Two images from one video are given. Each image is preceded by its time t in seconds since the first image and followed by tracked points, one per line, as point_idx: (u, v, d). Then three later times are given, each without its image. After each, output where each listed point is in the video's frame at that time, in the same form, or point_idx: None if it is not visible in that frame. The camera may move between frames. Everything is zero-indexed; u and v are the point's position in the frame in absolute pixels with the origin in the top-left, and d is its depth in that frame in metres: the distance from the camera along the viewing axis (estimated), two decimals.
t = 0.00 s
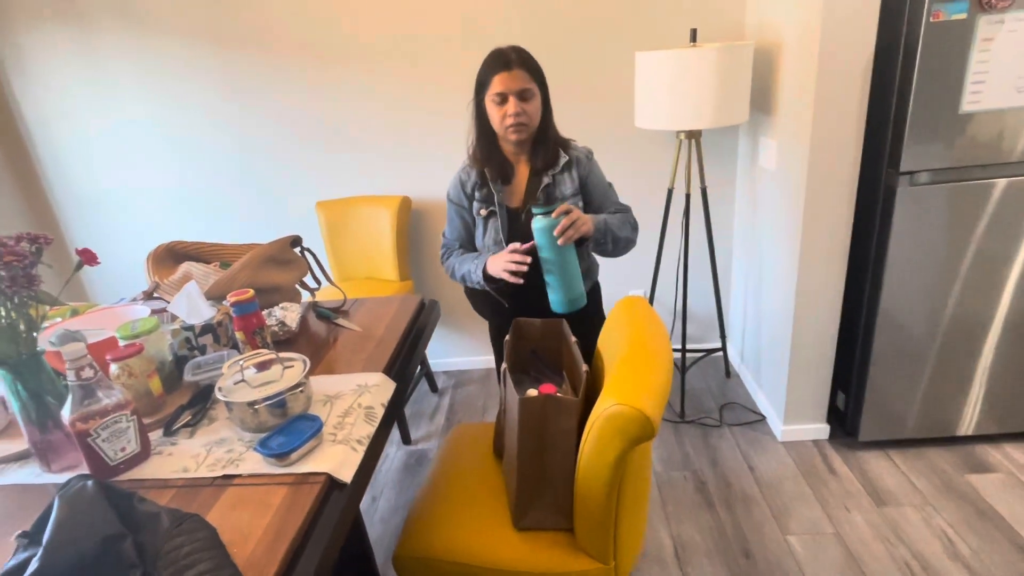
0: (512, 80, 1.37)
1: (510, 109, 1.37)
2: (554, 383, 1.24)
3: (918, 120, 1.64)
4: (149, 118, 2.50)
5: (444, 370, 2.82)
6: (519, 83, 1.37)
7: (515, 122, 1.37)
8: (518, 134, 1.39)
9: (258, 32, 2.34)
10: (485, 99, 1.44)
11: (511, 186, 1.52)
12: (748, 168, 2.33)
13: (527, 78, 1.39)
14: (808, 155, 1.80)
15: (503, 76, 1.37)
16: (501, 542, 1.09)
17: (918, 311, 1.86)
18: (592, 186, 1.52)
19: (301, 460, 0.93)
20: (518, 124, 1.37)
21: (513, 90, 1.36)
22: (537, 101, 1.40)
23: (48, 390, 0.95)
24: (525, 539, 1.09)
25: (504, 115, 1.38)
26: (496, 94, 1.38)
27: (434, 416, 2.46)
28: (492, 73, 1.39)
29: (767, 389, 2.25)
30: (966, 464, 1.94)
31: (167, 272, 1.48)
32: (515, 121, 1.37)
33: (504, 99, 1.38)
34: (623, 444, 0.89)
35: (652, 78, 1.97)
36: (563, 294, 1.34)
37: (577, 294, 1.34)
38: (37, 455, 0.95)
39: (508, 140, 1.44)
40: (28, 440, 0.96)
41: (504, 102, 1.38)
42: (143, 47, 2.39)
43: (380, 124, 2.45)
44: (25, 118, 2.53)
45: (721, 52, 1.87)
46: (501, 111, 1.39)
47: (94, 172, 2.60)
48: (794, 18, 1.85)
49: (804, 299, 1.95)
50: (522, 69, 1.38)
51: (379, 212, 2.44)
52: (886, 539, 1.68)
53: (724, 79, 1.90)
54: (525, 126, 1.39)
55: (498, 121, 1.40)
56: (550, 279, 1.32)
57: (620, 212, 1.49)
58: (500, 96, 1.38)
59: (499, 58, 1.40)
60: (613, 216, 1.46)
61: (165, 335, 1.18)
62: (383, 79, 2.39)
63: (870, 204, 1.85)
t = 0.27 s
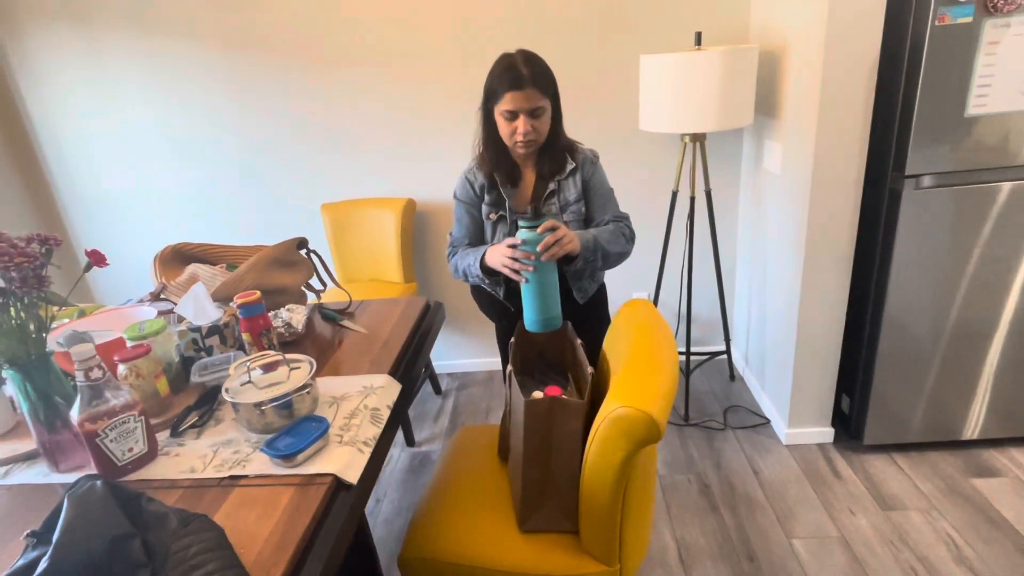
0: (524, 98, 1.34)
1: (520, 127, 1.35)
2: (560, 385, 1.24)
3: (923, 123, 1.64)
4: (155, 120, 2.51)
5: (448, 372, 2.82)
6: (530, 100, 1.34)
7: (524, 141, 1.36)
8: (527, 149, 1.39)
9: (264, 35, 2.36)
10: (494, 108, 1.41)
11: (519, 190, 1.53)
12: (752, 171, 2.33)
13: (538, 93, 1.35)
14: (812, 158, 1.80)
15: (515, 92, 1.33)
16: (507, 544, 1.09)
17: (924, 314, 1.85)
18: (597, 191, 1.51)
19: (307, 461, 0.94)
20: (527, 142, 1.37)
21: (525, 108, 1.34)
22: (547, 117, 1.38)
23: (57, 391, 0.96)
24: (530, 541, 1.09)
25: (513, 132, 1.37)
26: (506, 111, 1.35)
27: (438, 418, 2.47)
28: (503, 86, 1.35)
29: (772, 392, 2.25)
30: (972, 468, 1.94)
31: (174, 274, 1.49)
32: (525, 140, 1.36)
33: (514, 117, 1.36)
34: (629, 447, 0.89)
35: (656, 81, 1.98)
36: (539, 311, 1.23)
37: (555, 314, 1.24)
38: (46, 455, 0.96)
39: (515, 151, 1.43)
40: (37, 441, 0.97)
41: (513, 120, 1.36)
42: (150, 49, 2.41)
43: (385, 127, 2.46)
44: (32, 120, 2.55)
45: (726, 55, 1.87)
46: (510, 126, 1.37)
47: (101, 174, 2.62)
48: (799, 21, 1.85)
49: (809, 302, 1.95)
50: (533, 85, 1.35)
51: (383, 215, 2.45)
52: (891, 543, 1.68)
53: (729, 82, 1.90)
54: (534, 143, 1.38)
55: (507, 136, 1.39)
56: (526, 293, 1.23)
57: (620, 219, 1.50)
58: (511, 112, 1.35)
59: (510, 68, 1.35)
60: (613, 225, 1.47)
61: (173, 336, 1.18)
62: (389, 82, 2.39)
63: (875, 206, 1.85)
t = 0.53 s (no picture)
0: (526, 104, 1.29)
1: (522, 134, 1.32)
2: (555, 382, 1.25)
3: (920, 118, 1.64)
4: (151, 117, 2.50)
5: (445, 369, 2.82)
6: (533, 106, 1.30)
7: (526, 147, 1.33)
8: (529, 154, 1.37)
9: (259, 31, 2.34)
10: (495, 109, 1.36)
11: (519, 193, 1.51)
12: (750, 166, 2.33)
13: (541, 98, 1.30)
14: (809, 153, 1.80)
15: (517, 99, 1.28)
16: (503, 540, 1.09)
17: (921, 309, 1.85)
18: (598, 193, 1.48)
19: (302, 458, 0.93)
20: (529, 149, 1.34)
21: (527, 115, 1.30)
22: (551, 120, 1.34)
23: (51, 388, 0.95)
24: (527, 537, 1.09)
25: (515, 137, 1.33)
26: (507, 116, 1.31)
27: (436, 415, 2.47)
28: (505, 91, 1.29)
29: (769, 387, 2.25)
30: (968, 463, 1.94)
31: (169, 271, 1.48)
32: (527, 147, 1.33)
33: (516, 124, 1.32)
34: (625, 442, 0.89)
35: (653, 76, 1.97)
36: (526, 327, 1.23)
37: (544, 329, 1.23)
38: (40, 453, 0.95)
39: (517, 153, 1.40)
40: (31, 438, 0.97)
41: (515, 127, 1.32)
42: (145, 45, 2.39)
43: (382, 123, 2.45)
44: (27, 117, 2.54)
45: (723, 50, 1.87)
46: (512, 131, 1.34)
47: (96, 171, 2.61)
48: (796, 16, 1.84)
49: (806, 298, 1.95)
50: (536, 89, 1.29)
51: (380, 211, 2.44)
52: (888, 538, 1.68)
53: (726, 77, 1.89)
54: (537, 148, 1.35)
55: (509, 140, 1.36)
56: (513, 309, 1.22)
57: (622, 222, 1.48)
58: (512, 119, 1.31)
59: (512, 70, 1.29)
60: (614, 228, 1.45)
61: (167, 333, 1.18)
62: (384, 78, 2.39)
63: (872, 201, 1.85)
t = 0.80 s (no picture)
0: (528, 109, 1.24)
1: (523, 139, 1.26)
2: (551, 375, 1.23)
3: (916, 110, 1.63)
4: (143, 111, 2.48)
5: (442, 364, 2.82)
6: (534, 111, 1.24)
7: (527, 152, 1.28)
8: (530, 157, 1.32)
9: (252, 23, 2.33)
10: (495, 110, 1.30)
11: (519, 193, 1.47)
12: (746, 159, 2.32)
13: (543, 103, 1.24)
14: (805, 145, 1.80)
15: (517, 103, 1.23)
16: (499, 533, 1.09)
17: (916, 301, 1.86)
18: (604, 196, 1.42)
19: (297, 452, 0.93)
20: (530, 153, 1.29)
21: (528, 120, 1.24)
22: (554, 123, 1.28)
23: (43, 384, 0.95)
24: (523, 530, 1.09)
25: (516, 141, 1.28)
26: (508, 120, 1.26)
27: (432, 409, 2.47)
28: (503, 93, 1.24)
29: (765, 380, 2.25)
30: (963, 454, 1.95)
31: (163, 265, 1.47)
32: (528, 151, 1.28)
33: (517, 128, 1.26)
34: (621, 434, 0.89)
35: (649, 68, 1.96)
36: (515, 323, 1.24)
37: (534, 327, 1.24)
38: (33, 449, 0.95)
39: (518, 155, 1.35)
40: (23, 434, 0.96)
41: (516, 132, 1.27)
42: (137, 38, 2.37)
43: (377, 117, 2.44)
44: (18, 112, 2.52)
45: (719, 42, 1.86)
46: (513, 135, 1.29)
47: (89, 166, 2.59)
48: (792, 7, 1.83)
49: (802, 290, 1.95)
50: (538, 93, 1.23)
51: (375, 205, 2.43)
52: (883, 529, 1.69)
53: (722, 69, 1.89)
54: (538, 152, 1.30)
55: (509, 143, 1.31)
56: (501, 305, 1.23)
57: (630, 229, 1.41)
58: (513, 123, 1.26)
59: (512, 72, 1.23)
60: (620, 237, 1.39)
61: (161, 328, 1.17)
62: (379, 71, 2.37)
63: (868, 193, 1.85)
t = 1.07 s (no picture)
0: (526, 111, 1.23)
1: (520, 141, 1.26)
2: (548, 368, 1.25)
3: (911, 102, 1.63)
4: (137, 106, 2.46)
5: (439, 359, 2.82)
6: (532, 114, 1.23)
7: (524, 154, 1.28)
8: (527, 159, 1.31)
9: (246, 18, 2.31)
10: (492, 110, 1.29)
11: (516, 192, 1.45)
12: (742, 153, 2.32)
13: (541, 106, 1.23)
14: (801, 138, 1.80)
15: (514, 105, 1.22)
16: (497, 528, 1.09)
17: (911, 294, 1.86)
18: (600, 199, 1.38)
19: (294, 447, 0.93)
20: (528, 154, 1.29)
21: (525, 122, 1.24)
22: (552, 125, 1.28)
23: (37, 380, 0.94)
24: (521, 524, 1.09)
25: (513, 143, 1.28)
26: (505, 122, 1.25)
27: (429, 404, 2.47)
28: (501, 94, 1.23)
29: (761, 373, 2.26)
30: (957, 446, 1.96)
31: (158, 261, 1.47)
32: (525, 152, 1.28)
33: (514, 131, 1.26)
34: (619, 427, 0.89)
35: (644, 62, 1.96)
36: (511, 316, 1.23)
37: (529, 321, 1.24)
38: (28, 446, 0.94)
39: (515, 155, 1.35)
40: (18, 431, 0.96)
41: (514, 134, 1.26)
42: (129, 32, 2.35)
43: (372, 112, 2.43)
44: (10, 107, 2.50)
45: (715, 35, 1.86)
46: (510, 136, 1.28)
47: (82, 162, 2.57)
48: None
49: (798, 283, 1.96)
50: (536, 96, 1.22)
51: (371, 201, 2.42)
52: (878, 521, 1.70)
53: (718, 63, 1.89)
54: (535, 154, 1.30)
55: (506, 143, 1.30)
56: (496, 298, 1.22)
57: (623, 234, 1.36)
58: (510, 125, 1.25)
59: (511, 72, 1.22)
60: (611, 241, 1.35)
61: (156, 324, 1.17)
62: (374, 65, 2.36)
63: (863, 186, 1.85)
